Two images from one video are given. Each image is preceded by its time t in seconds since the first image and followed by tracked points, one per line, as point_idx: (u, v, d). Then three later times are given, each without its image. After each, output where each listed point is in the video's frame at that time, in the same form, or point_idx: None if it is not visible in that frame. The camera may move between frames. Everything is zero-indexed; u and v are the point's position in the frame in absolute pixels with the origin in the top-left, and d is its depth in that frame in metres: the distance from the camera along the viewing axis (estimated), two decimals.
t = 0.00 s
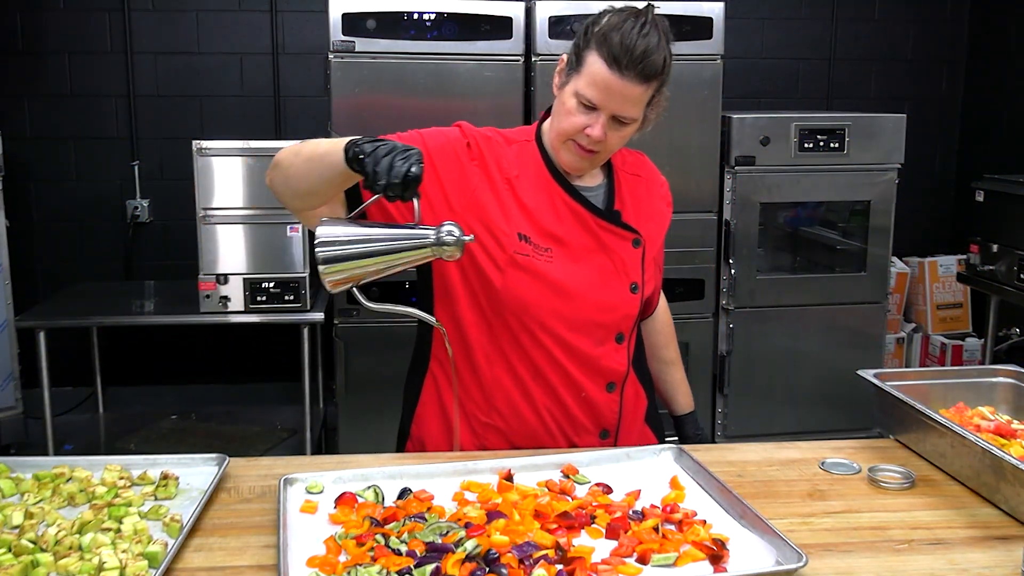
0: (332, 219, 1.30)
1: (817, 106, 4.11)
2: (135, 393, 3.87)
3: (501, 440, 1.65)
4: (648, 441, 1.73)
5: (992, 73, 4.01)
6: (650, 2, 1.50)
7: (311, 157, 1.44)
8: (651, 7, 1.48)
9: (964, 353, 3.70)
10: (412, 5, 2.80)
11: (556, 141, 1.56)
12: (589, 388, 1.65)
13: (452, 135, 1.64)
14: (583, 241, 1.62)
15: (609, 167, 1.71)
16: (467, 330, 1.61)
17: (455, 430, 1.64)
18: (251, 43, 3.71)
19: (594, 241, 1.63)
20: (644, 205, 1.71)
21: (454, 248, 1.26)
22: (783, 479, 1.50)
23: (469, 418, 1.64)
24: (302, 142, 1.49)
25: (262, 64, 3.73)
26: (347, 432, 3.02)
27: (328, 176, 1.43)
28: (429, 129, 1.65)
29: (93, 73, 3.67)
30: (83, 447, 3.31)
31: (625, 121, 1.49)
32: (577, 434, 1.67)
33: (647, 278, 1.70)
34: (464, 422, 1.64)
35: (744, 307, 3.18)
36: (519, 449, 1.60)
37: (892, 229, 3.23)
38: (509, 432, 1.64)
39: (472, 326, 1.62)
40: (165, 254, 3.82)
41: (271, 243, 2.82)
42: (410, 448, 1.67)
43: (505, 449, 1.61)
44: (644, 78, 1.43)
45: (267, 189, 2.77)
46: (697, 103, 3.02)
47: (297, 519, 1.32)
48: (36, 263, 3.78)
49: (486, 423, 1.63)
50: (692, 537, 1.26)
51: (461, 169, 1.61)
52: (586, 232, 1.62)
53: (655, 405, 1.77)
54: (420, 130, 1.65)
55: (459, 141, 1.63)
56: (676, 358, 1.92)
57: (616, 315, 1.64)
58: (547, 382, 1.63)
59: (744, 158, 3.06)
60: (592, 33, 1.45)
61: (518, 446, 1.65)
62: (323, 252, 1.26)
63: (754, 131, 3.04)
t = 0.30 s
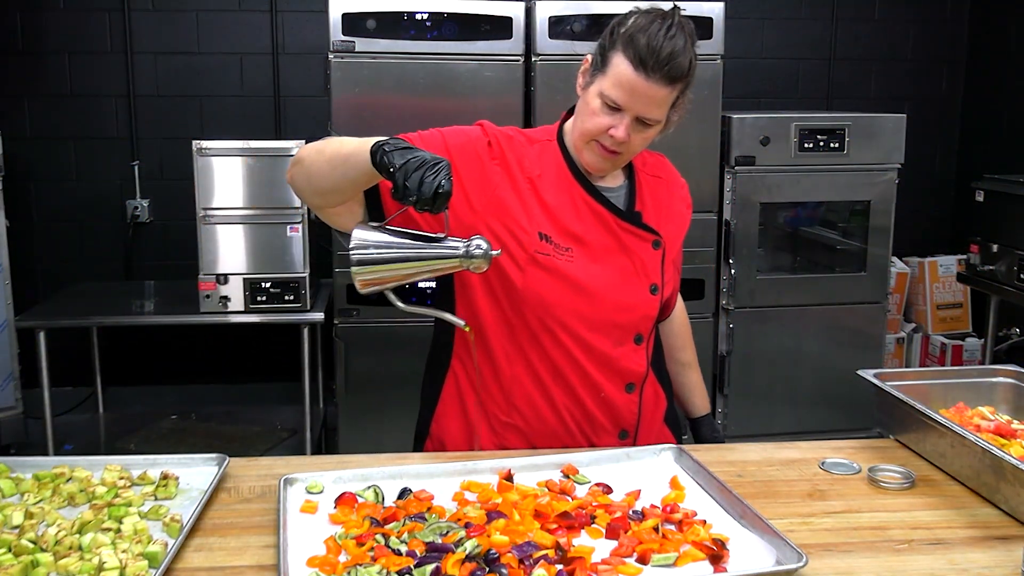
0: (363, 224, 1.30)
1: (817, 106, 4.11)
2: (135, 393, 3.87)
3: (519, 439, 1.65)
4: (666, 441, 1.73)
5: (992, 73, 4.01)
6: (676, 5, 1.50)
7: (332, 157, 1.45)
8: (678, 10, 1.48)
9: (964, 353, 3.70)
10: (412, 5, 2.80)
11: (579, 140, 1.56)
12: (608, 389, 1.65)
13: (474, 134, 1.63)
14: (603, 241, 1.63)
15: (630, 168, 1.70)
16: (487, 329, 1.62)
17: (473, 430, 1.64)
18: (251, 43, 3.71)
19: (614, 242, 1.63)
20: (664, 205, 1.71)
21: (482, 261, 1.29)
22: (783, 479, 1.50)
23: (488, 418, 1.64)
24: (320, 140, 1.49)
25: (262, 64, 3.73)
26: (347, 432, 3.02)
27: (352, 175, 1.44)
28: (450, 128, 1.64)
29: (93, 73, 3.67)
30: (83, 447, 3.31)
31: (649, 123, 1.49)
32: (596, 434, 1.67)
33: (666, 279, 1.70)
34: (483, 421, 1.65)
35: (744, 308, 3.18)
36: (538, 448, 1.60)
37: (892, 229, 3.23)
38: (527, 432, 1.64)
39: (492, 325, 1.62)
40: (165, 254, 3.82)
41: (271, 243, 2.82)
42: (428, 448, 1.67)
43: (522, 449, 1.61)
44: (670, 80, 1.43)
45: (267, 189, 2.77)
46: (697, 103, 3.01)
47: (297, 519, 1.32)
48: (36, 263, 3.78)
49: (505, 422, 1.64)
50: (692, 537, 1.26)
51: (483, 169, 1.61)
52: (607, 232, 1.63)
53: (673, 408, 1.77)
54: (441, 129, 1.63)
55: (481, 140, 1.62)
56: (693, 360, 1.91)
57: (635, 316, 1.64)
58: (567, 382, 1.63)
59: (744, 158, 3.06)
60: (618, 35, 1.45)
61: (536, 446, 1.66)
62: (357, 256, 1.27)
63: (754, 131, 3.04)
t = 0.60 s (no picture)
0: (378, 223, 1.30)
1: (817, 106, 4.11)
2: (135, 393, 3.87)
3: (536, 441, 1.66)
4: (683, 442, 1.73)
5: (992, 73, 4.01)
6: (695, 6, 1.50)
7: (352, 161, 1.45)
8: (697, 11, 1.48)
9: (964, 353, 3.70)
10: (412, 5, 2.80)
11: (597, 141, 1.56)
12: (624, 390, 1.65)
13: (491, 135, 1.63)
14: (620, 242, 1.63)
15: (648, 169, 1.70)
16: (503, 330, 1.62)
17: (490, 431, 1.64)
18: (251, 43, 3.71)
19: (632, 243, 1.63)
20: (682, 206, 1.71)
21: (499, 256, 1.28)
22: (782, 479, 1.50)
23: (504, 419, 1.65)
24: (342, 144, 1.50)
25: (262, 64, 3.73)
26: (347, 432, 3.01)
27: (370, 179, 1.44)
28: (467, 129, 1.65)
29: (93, 73, 3.67)
30: (83, 447, 3.31)
31: (668, 124, 1.49)
32: (613, 435, 1.67)
33: (684, 281, 1.70)
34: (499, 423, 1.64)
35: (744, 307, 3.18)
36: (553, 449, 1.60)
37: (892, 229, 3.23)
38: (544, 434, 1.65)
39: (508, 326, 1.63)
40: (165, 254, 3.82)
41: (272, 243, 2.82)
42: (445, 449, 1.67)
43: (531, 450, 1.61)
44: (689, 81, 1.43)
45: (267, 189, 2.78)
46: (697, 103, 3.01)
47: (297, 519, 1.32)
48: (36, 263, 3.78)
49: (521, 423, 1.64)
50: (692, 536, 1.26)
51: (500, 170, 1.61)
52: (624, 234, 1.63)
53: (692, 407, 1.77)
54: (458, 130, 1.64)
55: (498, 141, 1.63)
56: (711, 362, 1.92)
57: (652, 317, 1.64)
58: (583, 383, 1.64)
59: (744, 158, 3.06)
60: (637, 36, 1.45)
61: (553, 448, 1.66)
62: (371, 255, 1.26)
63: (754, 131, 3.04)
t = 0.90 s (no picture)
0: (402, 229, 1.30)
1: (817, 106, 4.11)
2: (135, 393, 3.87)
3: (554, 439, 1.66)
4: (702, 443, 1.74)
5: (992, 73, 4.01)
6: (720, 8, 1.50)
7: (373, 162, 1.44)
8: (722, 13, 1.49)
9: (964, 353, 3.70)
10: (412, 5, 2.80)
11: (621, 142, 1.55)
12: (644, 390, 1.66)
13: (514, 134, 1.64)
14: (641, 243, 1.63)
15: (671, 171, 1.70)
16: (523, 328, 1.62)
17: (508, 429, 1.65)
18: (251, 43, 3.71)
19: (653, 243, 1.63)
20: (703, 207, 1.71)
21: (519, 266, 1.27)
22: (783, 479, 1.50)
23: (523, 417, 1.65)
24: (362, 143, 1.50)
25: (262, 64, 3.73)
26: (347, 432, 3.02)
27: (392, 181, 1.43)
28: (490, 129, 1.65)
29: (93, 73, 3.67)
30: (83, 447, 3.31)
31: (692, 125, 1.48)
32: (632, 435, 1.68)
33: (704, 282, 1.70)
34: (518, 420, 1.66)
35: (744, 308, 3.18)
36: (555, 449, 1.60)
37: (892, 229, 3.23)
38: (562, 432, 1.65)
39: (529, 325, 1.62)
40: (165, 253, 3.82)
41: (272, 243, 2.82)
42: (464, 446, 1.68)
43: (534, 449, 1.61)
44: (714, 82, 1.43)
45: (267, 189, 2.78)
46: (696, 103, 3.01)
47: (297, 519, 1.32)
48: (36, 263, 3.78)
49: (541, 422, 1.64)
50: (692, 537, 1.26)
51: (523, 169, 1.61)
52: (645, 234, 1.63)
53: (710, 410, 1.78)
54: (481, 130, 1.64)
55: (520, 140, 1.64)
56: (731, 363, 1.91)
57: (673, 318, 1.64)
58: (603, 383, 1.64)
59: (744, 158, 3.06)
60: (662, 36, 1.45)
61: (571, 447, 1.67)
62: (396, 259, 1.26)
63: (754, 131, 3.04)
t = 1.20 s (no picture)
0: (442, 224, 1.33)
1: (817, 106, 4.11)
2: (136, 393, 3.87)
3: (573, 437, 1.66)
4: (720, 443, 1.74)
5: (992, 73, 4.01)
6: (743, 8, 1.51)
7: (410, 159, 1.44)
8: (746, 13, 1.49)
9: (964, 353, 3.70)
10: (413, 5, 2.80)
11: (646, 141, 1.55)
12: (665, 388, 1.66)
13: (539, 132, 1.63)
14: (664, 241, 1.63)
15: (693, 171, 1.69)
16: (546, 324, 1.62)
17: (528, 428, 1.65)
18: (251, 43, 3.71)
19: (675, 242, 1.63)
20: (724, 207, 1.71)
21: (561, 256, 1.27)
22: (783, 479, 1.50)
23: (543, 415, 1.64)
24: (392, 142, 1.49)
25: (262, 64, 3.73)
26: (347, 432, 3.02)
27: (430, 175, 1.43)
28: (515, 127, 1.64)
29: (92, 73, 3.67)
30: (83, 447, 3.31)
31: (717, 124, 1.49)
32: (650, 433, 1.69)
33: (725, 282, 1.70)
34: (538, 419, 1.65)
35: (744, 308, 3.18)
36: (555, 448, 1.60)
37: (892, 229, 3.23)
38: (582, 430, 1.65)
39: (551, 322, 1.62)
40: (164, 253, 3.82)
41: (272, 243, 2.82)
42: (482, 443, 1.69)
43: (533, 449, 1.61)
44: (740, 81, 1.43)
45: (268, 189, 2.78)
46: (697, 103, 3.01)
47: (297, 519, 1.32)
48: (36, 263, 3.78)
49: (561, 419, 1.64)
50: (692, 537, 1.26)
51: (549, 169, 1.60)
52: (668, 233, 1.63)
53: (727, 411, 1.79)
54: (506, 128, 1.63)
55: (546, 138, 1.63)
56: (747, 366, 1.92)
57: (695, 317, 1.65)
58: (624, 381, 1.64)
59: (744, 158, 3.06)
60: (687, 35, 1.45)
61: (590, 444, 1.66)
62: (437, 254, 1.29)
63: (754, 131, 3.04)
